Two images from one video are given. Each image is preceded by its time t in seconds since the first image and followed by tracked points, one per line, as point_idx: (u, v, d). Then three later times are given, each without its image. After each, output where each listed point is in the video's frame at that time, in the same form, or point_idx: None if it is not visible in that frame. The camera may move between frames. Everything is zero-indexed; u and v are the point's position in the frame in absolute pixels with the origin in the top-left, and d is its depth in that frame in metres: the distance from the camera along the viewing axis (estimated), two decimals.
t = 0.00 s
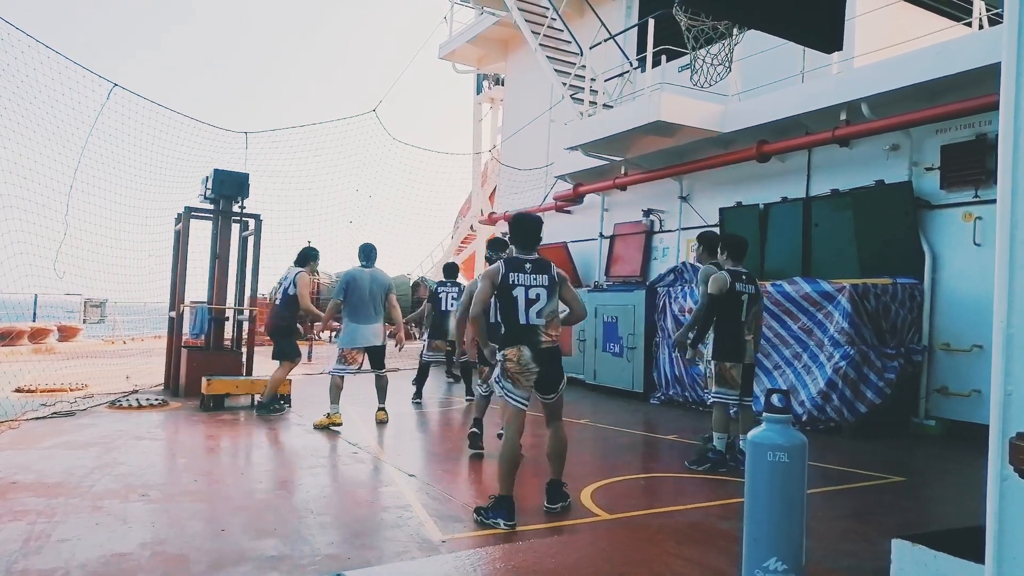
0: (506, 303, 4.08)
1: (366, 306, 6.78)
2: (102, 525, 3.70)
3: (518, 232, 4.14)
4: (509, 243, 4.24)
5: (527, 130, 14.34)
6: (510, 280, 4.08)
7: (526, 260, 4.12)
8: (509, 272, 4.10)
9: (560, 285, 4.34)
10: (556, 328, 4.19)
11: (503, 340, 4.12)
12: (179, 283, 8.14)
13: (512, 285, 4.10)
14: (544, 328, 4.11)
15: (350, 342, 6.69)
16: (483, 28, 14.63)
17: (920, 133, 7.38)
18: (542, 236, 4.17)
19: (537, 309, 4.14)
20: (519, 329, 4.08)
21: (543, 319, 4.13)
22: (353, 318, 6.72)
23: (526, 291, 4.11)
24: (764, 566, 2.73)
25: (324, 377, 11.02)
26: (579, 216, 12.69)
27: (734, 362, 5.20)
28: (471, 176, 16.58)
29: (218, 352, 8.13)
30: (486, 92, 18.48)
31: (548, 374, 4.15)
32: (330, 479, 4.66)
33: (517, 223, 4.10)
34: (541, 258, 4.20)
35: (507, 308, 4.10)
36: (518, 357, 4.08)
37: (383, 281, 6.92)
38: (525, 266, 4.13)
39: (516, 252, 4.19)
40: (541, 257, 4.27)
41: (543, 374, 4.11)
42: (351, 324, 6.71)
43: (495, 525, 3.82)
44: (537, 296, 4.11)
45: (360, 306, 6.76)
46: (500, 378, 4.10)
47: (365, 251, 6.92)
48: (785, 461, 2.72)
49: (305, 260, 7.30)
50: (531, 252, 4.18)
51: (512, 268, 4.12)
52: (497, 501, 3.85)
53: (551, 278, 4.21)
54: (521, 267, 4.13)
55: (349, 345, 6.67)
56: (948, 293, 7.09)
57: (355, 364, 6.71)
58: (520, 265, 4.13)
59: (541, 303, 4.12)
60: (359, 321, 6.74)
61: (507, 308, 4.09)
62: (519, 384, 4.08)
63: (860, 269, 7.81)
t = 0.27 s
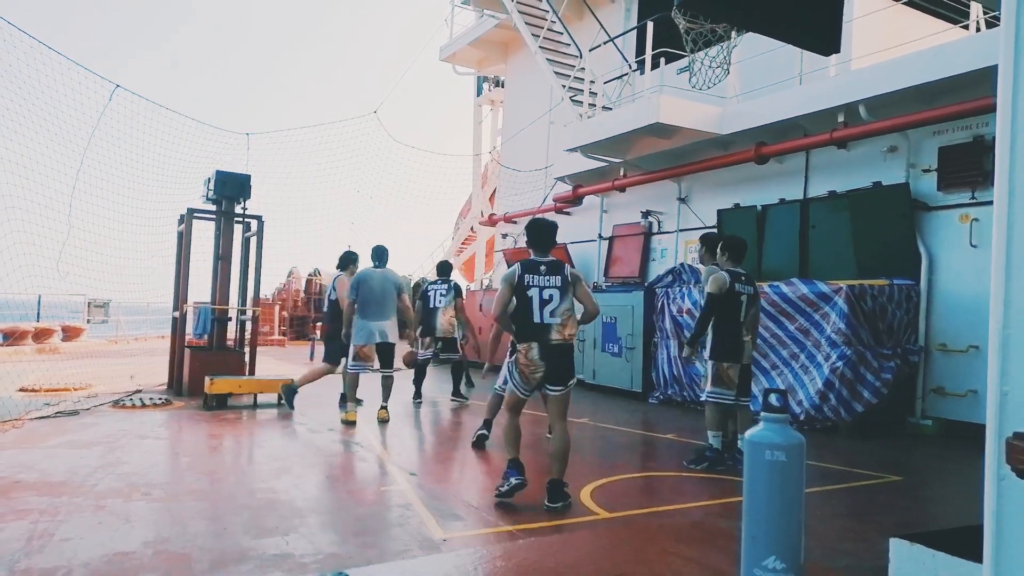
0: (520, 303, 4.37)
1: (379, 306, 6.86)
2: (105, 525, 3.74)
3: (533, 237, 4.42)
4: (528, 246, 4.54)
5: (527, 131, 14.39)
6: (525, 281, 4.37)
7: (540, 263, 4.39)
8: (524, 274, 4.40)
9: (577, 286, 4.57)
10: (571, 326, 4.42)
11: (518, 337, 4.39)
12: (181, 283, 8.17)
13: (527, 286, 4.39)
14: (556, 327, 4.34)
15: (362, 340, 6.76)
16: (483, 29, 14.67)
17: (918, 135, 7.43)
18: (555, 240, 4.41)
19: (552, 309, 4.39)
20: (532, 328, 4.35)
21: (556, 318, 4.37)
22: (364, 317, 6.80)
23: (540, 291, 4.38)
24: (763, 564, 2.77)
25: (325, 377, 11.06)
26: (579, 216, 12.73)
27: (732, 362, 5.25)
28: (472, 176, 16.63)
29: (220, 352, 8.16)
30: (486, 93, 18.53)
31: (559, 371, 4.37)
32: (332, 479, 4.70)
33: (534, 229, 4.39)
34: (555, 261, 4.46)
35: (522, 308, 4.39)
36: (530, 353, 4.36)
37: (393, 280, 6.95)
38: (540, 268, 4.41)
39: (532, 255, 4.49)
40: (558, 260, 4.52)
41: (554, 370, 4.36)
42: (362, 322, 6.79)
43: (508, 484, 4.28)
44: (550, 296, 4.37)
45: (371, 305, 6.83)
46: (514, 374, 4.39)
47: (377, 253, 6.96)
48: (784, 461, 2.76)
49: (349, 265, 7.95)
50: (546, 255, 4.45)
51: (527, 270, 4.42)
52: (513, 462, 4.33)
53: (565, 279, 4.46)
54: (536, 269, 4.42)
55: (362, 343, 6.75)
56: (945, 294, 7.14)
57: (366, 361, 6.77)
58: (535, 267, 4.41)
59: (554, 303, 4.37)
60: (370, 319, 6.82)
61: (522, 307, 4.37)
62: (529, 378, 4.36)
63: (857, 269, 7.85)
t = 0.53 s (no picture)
0: (523, 311, 4.55)
1: (388, 309, 6.89)
2: (104, 525, 3.73)
3: (536, 248, 4.64)
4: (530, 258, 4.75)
5: (527, 132, 14.38)
6: (528, 290, 4.57)
7: (542, 274, 4.60)
8: (528, 283, 4.59)
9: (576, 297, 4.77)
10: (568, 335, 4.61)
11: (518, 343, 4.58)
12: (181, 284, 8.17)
13: (529, 295, 4.58)
14: (554, 335, 4.53)
15: (371, 341, 6.81)
16: (483, 30, 14.67)
17: (918, 135, 7.43)
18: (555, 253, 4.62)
19: (552, 318, 4.58)
20: (532, 335, 4.54)
21: (556, 327, 4.56)
22: (374, 319, 6.85)
23: (542, 300, 4.57)
24: (763, 565, 2.76)
25: (325, 377, 11.05)
26: (579, 217, 12.73)
27: (732, 363, 5.24)
28: (472, 177, 16.63)
29: (220, 353, 8.16)
30: (486, 94, 18.52)
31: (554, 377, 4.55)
32: (331, 480, 4.69)
33: (538, 241, 4.59)
34: (556, 272, 4.66)
35: (524, 315, 4.57)
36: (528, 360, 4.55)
37: (400, 282, 6.93)
38: (542, 278, 4.61)
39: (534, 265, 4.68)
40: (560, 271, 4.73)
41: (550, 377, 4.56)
42: (371, 324, 6.83)
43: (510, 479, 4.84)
44: (551, 305, 4.57)
45: (379, 308, 6.87)
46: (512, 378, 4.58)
47: (386, 257, 7.02)
48: (784, 461, 2.76)
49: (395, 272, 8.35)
50: (548, 266, 4.65)
51: (530, 279, 4.62)
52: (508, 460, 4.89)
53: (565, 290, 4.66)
54: (538, 279, 4.63)
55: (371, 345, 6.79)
56: (946, 294, 7.13)
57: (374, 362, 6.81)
58: (538, 277, 4.62)
59: (555, 311, 4.57)
60: (379, 321, 6.85)
61: (523, 315, 4.55)
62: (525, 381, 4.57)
63: (858, 270, 7.84)
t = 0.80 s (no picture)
0: (519, 297, 4.87)
1: (404, 307, 6.85)
2: (103, 525, 3.71)
3: (535, 239, 4.94)
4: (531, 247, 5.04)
5: (527, 131, 14.36)
6: (525, 278, 4.88)
7: (540, 263, 4.89)
8: (525, 272, 4.91)
9: (572, 285, 5.05)
10: (562, 321, 4.90)
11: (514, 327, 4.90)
12: (180, 284, 8.15)
13: (526, 283, 4.90)
14: (548, 321, 4.84)
15: (389, 340, 6.74)
16: (483, 28, 14.65)
17: (919, 134, 7.40)
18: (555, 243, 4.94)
19: (547, 304, 4.89)
20: (527, 320, 4.85)
21: (550, 313, 4.87)
22: (392, 318, 6.81)
23: (538, 288, 4.88)
24: (765, 566, 2.74)
25: (324, 377, 11.03)
26: (580, 216, 12.70)
27: (734, 363, 5.20)
28: (472, 176, 16.60)
29: (219, 353, 8.14)
30: (486, 93, 18.50)
31: (546, 359, 4.88)
32: (331, 480, 4.67)
33: (536, 231, 4.88)
34: (553, 262, 4.97)
35: (521, 301, 4.89)
36: (524, 344, 4.86)
37: (419, 282, 6.94)
38: (539, 267, 4.91)
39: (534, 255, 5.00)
40: (557, 260, 5.02)
41: (543, 359, 4.86)
42: (390, 323, 6.78)
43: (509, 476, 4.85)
44: (546, 293, 4.87)
45: (397, 307, 6.85)
46: (510, 361, 4.89)
47: (407, 257, 6.97)
48: (785, 462, 2.73)
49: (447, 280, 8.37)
50: (546, 255, 4.95)
51: (527, 268, 4.93)
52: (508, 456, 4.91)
53: (561, 278, 4.96)
54: (536, 267, 4.93)
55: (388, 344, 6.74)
56: (947, 294, 7.10)
57: (392, 361, 6.75)
58: (535, 266, 4.92)
59: (549, 299, 4.87)
60: (397, 319, 6.81)
61: (520, 301, 4.88)
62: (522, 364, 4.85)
63: (859, 269, 7.82)
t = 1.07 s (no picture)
0: (529, 299, 4.89)
1: (410, 308, 6.87)
2: (103, 526, 3.71)
3: (547, 243, 4.97)
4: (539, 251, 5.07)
5: (527, 131, 14.36)
6: (536, 280, 4.90)
7: (551, 266, 4.94)
8: (536, 274, 4.94)
9: (579, 290, 5.11)
10: (569, 325, 4.93)
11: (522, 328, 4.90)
12: (180, 284, 8.15)
13: (537, 285, 4.91)
14: (557, 323, 4.86)
15: (394, 342, 6.78)
16: (483, 29, 14.65)
17: (920, 134, 7.40)
18: (565, 247, 4.99)
19: (555, 307, 4.92)
20: (535, 322, 4.86)
21: (559, 316, 4.90)
22: (396, 319, 6.84)
23: (548, 291, 4.91)
24: (764, 566, 2.74)
25: (324, 377, 11.04)
26: (580, 217, 12.70)
27: (733, 363, 5.20)
28: (472, 177, 16.61)
29: (219, 353, 8.14)
30: (486, 93, 18.51)
31: (553, 361, 4.89)
32: (331, 481, 4.67)
33: (549, 235, 4.92)
34: (563, 266, 5.02)
35: (530, 303, 4.90)
36: (530, 345, 4.88)
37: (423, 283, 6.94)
38: (549, 270, 4.95)
39: (543, 258, 5.03)
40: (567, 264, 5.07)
41: (548, 363, 4.89)
42: (394, 324, 6.82)
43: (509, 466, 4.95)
44: (556, 296, 4.90)
45: (401, 308, 6.87)
46: (514, 361, 4.90)
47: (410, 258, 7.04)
48: (785, 462, 2.73)
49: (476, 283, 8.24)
50: (556, 259, 4.99)
51: (538, 270, 4.95)
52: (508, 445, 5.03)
53: (570, 283, 5.01)
54: (546, 271, 4.96)
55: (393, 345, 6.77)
56: (947, 294, 7.10)
57: (397, 362, 6.78)
58: (546, 269, 4.96)
59: (558, 302, 4.90)
60: (402, 320, 6.84)
61: (530, 303, 4.88)
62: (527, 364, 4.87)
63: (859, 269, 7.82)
